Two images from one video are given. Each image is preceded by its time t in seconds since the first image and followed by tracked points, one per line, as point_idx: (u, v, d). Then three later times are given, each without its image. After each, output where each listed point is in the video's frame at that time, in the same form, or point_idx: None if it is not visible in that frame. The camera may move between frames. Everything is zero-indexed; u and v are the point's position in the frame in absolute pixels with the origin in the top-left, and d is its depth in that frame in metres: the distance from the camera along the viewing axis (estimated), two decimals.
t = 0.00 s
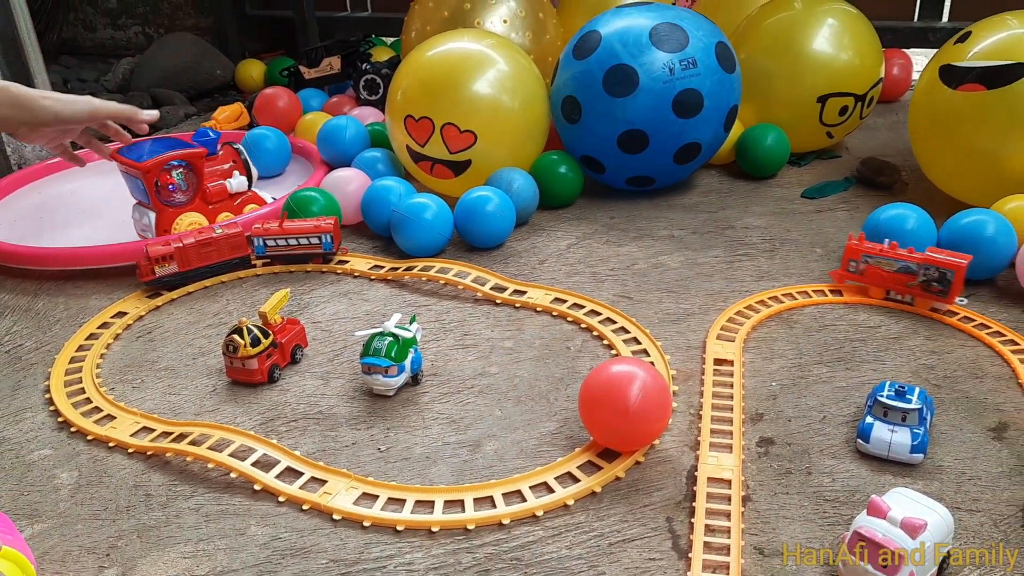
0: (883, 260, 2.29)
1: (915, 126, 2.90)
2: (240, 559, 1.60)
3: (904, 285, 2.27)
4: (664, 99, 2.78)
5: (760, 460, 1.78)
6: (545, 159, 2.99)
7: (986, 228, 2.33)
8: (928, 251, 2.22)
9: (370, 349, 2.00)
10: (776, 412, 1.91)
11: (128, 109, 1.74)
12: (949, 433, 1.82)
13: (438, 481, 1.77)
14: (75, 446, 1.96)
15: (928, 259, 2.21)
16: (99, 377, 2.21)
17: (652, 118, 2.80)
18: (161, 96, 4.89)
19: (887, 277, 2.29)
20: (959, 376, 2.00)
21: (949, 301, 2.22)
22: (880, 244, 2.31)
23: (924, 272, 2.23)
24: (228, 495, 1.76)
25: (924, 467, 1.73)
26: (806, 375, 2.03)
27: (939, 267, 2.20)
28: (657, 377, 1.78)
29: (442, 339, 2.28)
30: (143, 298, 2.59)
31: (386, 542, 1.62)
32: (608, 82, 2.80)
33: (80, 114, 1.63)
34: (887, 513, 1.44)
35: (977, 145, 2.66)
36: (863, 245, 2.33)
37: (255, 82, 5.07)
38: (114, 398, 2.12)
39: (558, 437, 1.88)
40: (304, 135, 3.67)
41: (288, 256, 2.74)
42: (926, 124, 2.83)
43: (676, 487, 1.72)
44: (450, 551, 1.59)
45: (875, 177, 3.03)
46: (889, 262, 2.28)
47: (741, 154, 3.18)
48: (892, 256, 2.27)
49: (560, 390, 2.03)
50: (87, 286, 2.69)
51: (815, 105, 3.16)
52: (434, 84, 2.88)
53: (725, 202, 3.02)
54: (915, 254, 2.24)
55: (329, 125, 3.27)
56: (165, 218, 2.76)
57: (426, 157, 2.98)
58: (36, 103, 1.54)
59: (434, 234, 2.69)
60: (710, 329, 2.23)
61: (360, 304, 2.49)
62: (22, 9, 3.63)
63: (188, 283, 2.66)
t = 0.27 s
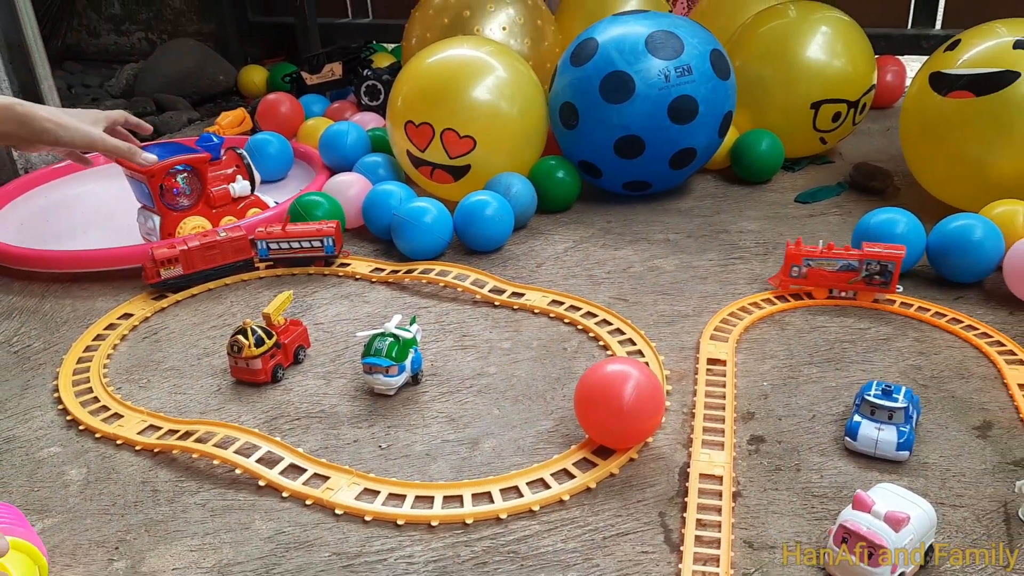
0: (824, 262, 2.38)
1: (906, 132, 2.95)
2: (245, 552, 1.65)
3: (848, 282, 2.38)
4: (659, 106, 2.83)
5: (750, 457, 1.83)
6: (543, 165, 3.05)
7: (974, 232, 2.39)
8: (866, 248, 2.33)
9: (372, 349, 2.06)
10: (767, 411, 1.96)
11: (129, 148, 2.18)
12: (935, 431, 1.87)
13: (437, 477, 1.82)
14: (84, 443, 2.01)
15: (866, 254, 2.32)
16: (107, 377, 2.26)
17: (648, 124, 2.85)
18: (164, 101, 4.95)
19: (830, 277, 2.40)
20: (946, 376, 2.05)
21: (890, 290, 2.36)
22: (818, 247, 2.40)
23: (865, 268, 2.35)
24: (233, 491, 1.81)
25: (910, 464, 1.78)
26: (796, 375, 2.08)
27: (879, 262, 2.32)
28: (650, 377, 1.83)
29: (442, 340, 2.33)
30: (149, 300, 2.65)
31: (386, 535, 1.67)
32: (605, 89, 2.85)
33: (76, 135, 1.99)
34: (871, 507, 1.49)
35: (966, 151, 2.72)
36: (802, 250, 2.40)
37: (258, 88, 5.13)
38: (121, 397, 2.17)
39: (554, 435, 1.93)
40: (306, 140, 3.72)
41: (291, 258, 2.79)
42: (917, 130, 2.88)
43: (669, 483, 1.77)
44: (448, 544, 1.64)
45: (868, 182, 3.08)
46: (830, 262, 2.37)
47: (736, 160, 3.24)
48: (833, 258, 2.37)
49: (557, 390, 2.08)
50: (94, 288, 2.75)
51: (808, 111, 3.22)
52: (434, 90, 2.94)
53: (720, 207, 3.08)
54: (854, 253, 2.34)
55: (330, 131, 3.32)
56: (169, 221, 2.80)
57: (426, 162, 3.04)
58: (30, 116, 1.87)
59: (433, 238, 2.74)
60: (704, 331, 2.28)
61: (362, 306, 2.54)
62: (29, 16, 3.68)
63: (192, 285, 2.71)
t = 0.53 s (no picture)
0: (786, 266, 2.41)
1: (904, 135, 3.02)
2: (269, 534, 1.72)
3: (809, 281, 2.43)
4: (663, 109, 2.91)
5: (754, 446, 1.90)
6: (550, 166, 3.12)
7: (969, 231, 2.46)
8: (823, 246, 2.40)
9: (387, 343, 2.13)
10: (770, 402, 2.04)
11: (142, 161, 2.25)
12: (931, 422, 1.94)
13: (452, 465, 1.89)
14: (109, 433, 2.08)
15: (824, 251, 2.39)
16: (129, 370, 2.34)
17: (652, 126, 2.93)
18: (173, 103, 5.03)
19: (793, 279, 2.43)
20: (942, 370, 2.12)
21: (847, 282, 2.45)
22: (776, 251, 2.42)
23: (824, 265, 2.41)
24: (256, 477, 1.88)
25: (907, 452, 1.85)
26: (797, 368, 2.16)
27: (837, 257, 2.40)
28: (657, 368, 1.91)
29: (453, 335, 2.40)
30: (167, 296, 2.72)
31: (405, 519, 1.74)
32: (610, 92, 2.93)
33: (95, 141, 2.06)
34: (870, 490, 1.56)
35: (963, 153, 2.79)
36: (762, 257, 2.41)
37: (266, 91, 5.20)
38: (144, 388, 2.25)
39: (564, 425, 2.00)
40: (316, 142, 3.80)
41: (304, 256, 2.86)
42: (914, 133, 2.95)
43: (676, 470, 1.84)
44: (465, 527, 1.71)
45: (866, 184, 3.16)
46: (790, 264, 2.41)
47: (737, 162, 3.31)
48: (795, 261, 2.40)
49: (566, 382, 2.15)
50: (112, 285, 2.82)
51: (808, 115, 3.30)
52: (444, 93, 3.01)
53: (722, 207, 3.15)
54: (812, 252, 2.40)
55: (341, 133, 3.40)
56: (188, 220, 2.89)
57: (435, 163, 3.11)
58: (54, 119, 1.94)
59: (443, 237, 2.81)
60: (708, 326, 2.35)
61: (374, 302, 2.61)
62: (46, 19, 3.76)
63: (209, 283, 2.78)
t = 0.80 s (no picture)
0: (760, 268, 2.44)
1: (903, 133, 3.10)
2: (292, 509, 1.79)
3: (779, 279, 2.49)
4: (668, 106, 2.98)
5: (756, 429, 1.97)
6: (557, 162, 3.19)
7: (966, 226, 2.54)
8: (789, 244, 2.47)
9: (402, 330, 2.20)
10: (771, 388, 2.11)
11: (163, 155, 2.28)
12: (927, 407, 2.02)
13: (466, 445, 1.96)
14: (133, 415, 2.15)
15: (790, 249, 2.46)
16: (150, 356, 2.41)
17: (658, 123, 3.00)
18: (184, 100, 5.11)
19: (766, 279, 2.46)
20: (938, 358, 2.20)
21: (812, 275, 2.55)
22: (748, 255, 2.43)
23: (791, 262, 2.48)
24: (277, 457, 1.96)
25: (904, 435, 1.92)
26: (798, 357, 2.23)
27: (803, 252, 2.49)
28: (663, 354, 1.98)
29: (465, 324, 2.46)
30: (185, 286, 2.79)
31: (422, 496, 1.81)
32: (616, 89, 3.00)
33: (115, 136, 2.13)
34: (867, 468, 1.63)
35: (960, 150, 2.87)
36: (736, 263, 2.41)
37: (275, 88, 5.28)
38: (165, 373, 2.32)
39: (573, 409, 2.07)
40: (327, 138, 3.87)
41: (318, 248, 2.93)
42: (913, 131, 3.03)
43: (681, 451, 1.91)
44: (480, 503, 1.78)
45: (865, 181, 3.23)
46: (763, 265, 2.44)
47: (740, 159, 3.39)
48: (768, 261, 2.44)
49: (575, 369, 2.22)
50: (131, 275, 2.89)
51: (809, 113, 3.37)
52: (455, 90, 3.09)
53: (725, 203, 3.22)
54: (780, 251, 2.46)
55: (353, 128, 3.47)
56: (227, 205, 3.02)
57: (446, 158, 3.18)
58: (76, 115, 2.03)
59: (454, 230, 2.88)
60: (712, 316, 2.43)
61: (387, 292, 2.68)
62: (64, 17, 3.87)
63: (225, 273, 2.86)
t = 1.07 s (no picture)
0: (728, 281, 2.43)
1: (890, 138, 3.18)
2: (292, 496, 1.86)
3: (745, 289, 2.50)
4: (661, 110, 3.04)
5: (741, 422, 2.05)
6: (552, 164, 3.26)
7: (948, 228, 2.61)
8: (750, 253, 2.48)
9: (400, 325, 2.26)
10: (757, 383, 2.19)
11: (152, 130, 2.15)
12: (907, 402, 2.09)
13: (461, 436, 2.03)
14: (139, 406, 2.22)
15: (752, 258, 2.47)
16: (155, 350, 2.48)
17: (651, 126, 3.06)
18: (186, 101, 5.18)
19: (736, 291, 2.46)
20: (919, 356, 2.27)
21: (766, 281, 2.58)
22: (717, 269, 2.41)
23: (752, 271, 2.50)
24: (278, 446, 2.02)
25: (884, 429, 2.00)
26: (783, 353, 2.31)
27: (762, 260, 2.51)
28: (652, 349, 2.05)
29: (461, 320, 2.53)
30: (188, 283, 2.86)
31: (418, 483, 1.88)
32: (610, 93, 3.07)
33: (103, 136, 2.12)
34: (845, 457, 1.71)
35: (945, 155, 2.94)
36: (711, 280, 2.38)
37: (276, 90, 5.35)
38: (170, 366, 2.39)
39: (565, 402, 2.14)
40: (327, 139, 3.94)
41: (318, 247, 3.00)
42: (899, 136, 3.11)
43: (668, 443, 1.98)
44: (474, 491, 1.85)
45: (854, 184, 3.31)
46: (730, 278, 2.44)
47: (732, 162, 3.46)
48: (735, 274, 2.44)
49: (568, 364, 2.29)
50: (135, 271, 2.96)
51: (800, 118, 3.45)
52: (453, 93, 3.16)
53: (717, 205, 3.30)
54: (743, 262, 2.46)
55: (353, 130, 3.55)
56: (249, 197, 3.14)
57: (444, 159, 3.25)
58: (40, 121, 2.07)
59: (451, 229, 2.95)
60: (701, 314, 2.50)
61: (385, 290, 2.74)
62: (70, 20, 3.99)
63: (227, 270, 2.93)
